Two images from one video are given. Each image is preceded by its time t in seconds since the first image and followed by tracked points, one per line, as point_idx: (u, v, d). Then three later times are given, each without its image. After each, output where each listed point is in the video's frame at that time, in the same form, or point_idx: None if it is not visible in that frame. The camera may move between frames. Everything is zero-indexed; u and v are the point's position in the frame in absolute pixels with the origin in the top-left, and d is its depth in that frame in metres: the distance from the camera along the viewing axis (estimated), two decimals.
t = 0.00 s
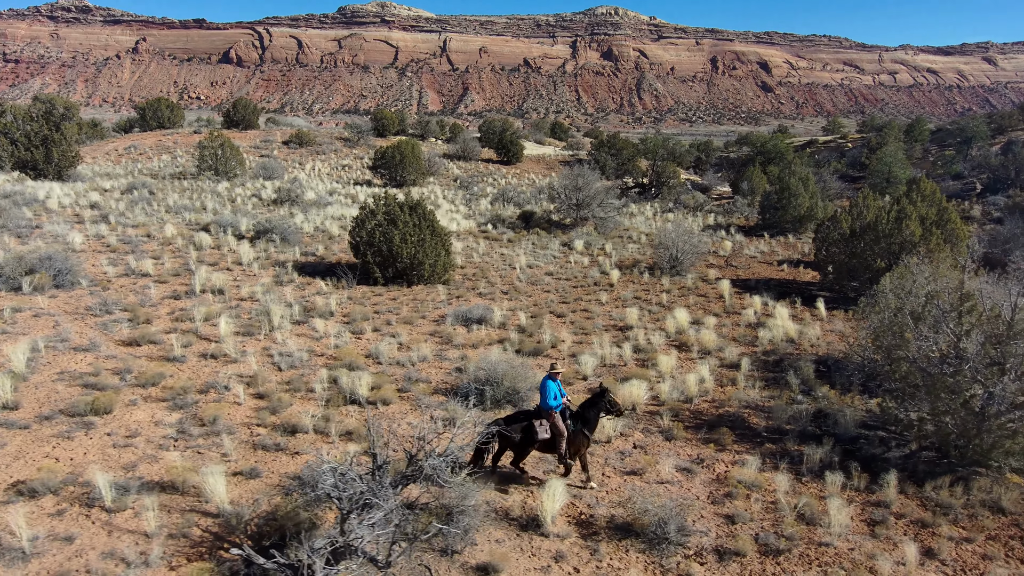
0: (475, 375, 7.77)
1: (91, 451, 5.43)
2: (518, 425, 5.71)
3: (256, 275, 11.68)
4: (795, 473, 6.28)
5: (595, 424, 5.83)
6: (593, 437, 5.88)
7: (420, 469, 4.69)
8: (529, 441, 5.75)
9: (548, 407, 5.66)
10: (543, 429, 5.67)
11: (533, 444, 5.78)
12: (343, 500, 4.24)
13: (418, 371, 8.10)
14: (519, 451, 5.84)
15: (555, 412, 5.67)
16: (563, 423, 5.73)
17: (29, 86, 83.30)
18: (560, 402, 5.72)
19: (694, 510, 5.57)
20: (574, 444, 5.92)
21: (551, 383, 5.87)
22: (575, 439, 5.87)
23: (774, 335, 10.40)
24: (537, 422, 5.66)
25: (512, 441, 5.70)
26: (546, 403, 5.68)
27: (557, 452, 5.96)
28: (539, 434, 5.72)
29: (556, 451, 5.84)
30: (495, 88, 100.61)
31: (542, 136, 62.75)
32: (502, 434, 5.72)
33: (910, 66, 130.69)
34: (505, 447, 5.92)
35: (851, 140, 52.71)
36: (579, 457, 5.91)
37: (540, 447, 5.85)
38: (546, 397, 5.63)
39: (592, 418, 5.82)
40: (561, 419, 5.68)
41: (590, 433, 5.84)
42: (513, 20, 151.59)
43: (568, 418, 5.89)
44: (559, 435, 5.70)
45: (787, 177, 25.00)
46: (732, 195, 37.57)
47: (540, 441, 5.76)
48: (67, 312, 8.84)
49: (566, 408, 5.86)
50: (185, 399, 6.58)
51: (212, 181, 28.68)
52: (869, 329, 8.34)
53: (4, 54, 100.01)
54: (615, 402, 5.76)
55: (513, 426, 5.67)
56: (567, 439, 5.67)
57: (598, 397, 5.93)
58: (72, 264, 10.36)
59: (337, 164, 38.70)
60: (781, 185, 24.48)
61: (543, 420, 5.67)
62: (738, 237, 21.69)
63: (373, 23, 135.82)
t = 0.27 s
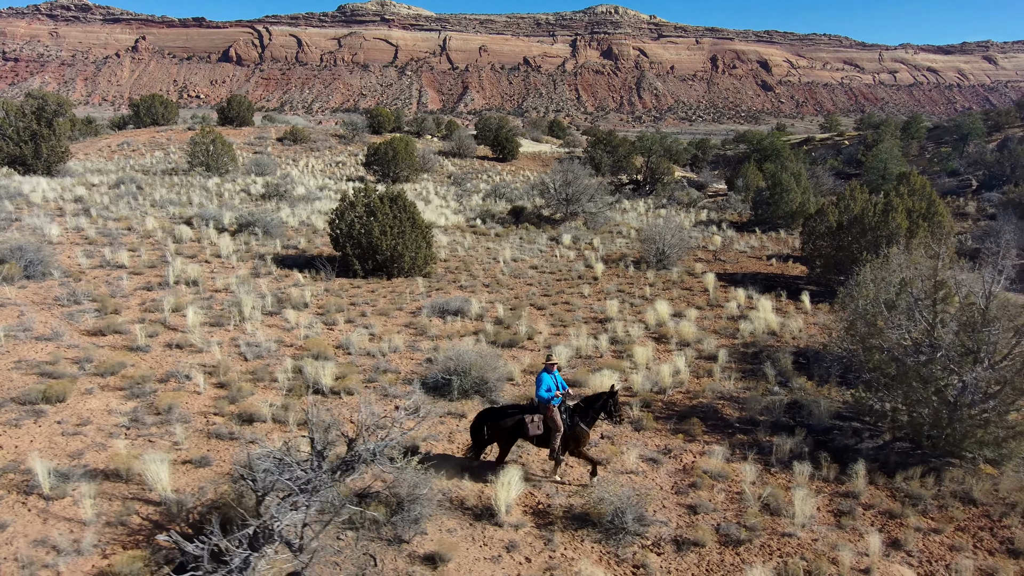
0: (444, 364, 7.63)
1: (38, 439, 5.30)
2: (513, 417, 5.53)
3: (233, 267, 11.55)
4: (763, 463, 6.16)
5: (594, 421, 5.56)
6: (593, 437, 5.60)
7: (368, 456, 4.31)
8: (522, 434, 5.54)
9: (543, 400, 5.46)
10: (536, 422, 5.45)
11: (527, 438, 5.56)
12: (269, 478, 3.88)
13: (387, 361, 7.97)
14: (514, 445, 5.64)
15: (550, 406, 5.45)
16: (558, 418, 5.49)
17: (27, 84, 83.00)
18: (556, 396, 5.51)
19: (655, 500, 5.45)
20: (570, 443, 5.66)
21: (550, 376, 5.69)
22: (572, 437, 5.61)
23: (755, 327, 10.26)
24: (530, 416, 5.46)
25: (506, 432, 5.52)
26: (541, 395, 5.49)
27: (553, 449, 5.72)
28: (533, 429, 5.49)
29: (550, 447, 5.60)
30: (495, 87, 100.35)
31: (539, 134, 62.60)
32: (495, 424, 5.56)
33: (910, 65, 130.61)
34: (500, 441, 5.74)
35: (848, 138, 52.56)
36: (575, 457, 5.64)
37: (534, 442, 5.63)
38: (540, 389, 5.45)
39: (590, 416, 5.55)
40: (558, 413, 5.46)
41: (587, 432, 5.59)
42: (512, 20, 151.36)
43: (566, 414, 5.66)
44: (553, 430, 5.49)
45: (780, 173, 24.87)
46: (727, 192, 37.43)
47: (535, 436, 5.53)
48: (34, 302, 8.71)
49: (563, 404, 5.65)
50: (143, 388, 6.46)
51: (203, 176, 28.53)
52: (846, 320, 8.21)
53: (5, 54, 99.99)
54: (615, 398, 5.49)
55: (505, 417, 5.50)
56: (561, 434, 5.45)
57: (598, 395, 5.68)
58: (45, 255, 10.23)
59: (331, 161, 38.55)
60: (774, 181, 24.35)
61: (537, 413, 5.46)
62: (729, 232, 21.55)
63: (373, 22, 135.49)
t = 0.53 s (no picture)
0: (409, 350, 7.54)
1: None
2: (503, 399, 5.53)
3: (209, 257, 11.47)
4: (723, 447, 6.09)
5: (584, 405, 5.53)
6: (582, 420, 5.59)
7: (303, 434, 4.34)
8: (512, 416, 5.54)
9: (532, 383, 5.44)
10: (525, 405, 5.43)
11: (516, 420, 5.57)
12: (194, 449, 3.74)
13: (354, 348, 7.89)
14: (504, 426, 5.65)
15: (539, 389, 5.43)
16: (548, 402, 5.48)
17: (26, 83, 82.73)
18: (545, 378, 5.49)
19: (609, 483, 5.39)
20: (560, 426, 5.66)
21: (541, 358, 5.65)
22: (562, 419, 5.61)
23: (732, 316, 10.19)
24: (519, 398, 5.45)
25: (495, 413, 5.53)
26: (530, 378, 5.47)
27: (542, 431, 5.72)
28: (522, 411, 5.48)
29: (540, 430, 5.60)
30: (495, 86, 100.12)
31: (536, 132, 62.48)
32: (485, 406, 5.57)
33: (910, 63, 130.38)
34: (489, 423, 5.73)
35: (844, 134, 52.43)
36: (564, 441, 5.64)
37: (524, 424, 5.63)
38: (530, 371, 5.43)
39: (580, 399, 5.53)
40: (547, 396, 5.44)
41: (578, 416, 5.59)
42: (512, 19, 151.13)
43: (556, 397, 5.64)
44: (542, 412, 5.48)
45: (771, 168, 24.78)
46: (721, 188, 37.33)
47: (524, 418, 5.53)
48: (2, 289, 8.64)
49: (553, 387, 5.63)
50: (99, 371, 6.39)
51: (194, 172, 28.44)
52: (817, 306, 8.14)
53: (5, 53, 99.90)
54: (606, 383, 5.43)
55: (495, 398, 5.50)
56: (550, 417, 5.44)
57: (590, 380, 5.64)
58: (17, 244, 10.16)
59: (325, 158, 38.44)
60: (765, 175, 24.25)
61: (526, 396, 5.44)
62: (719, 227, 21.47)
63: (373, 21, 135.26)
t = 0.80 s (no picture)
0: (372, 332, 7.51)
1: None
2: (488, 382, 5.44)
3: (186, 245, 11.46)
4: (678, 424, 6.09)
5: (568, 395, 5.28)
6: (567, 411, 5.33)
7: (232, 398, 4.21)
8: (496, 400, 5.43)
9: (516, 368, 5.28)
10: (508, 390, 5.32)
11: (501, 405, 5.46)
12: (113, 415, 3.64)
13: (318, 330, 7.89)
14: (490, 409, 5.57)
15: (522, 375, 5.25)
16: (530, 388, 5.30)
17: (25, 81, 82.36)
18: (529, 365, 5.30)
19: (557, 458, 5.40)
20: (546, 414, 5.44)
21: (531, 344, 5.47)
22: (547, 408, 5.39)
23: (705, 303, 10.19)
24: (502, 381, 5.34)
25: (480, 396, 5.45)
26: (514, 363, 5.32)
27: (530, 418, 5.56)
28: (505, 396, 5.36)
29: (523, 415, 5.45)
30: (495, 86, 99.88)
31: (533, 130, 62.44)
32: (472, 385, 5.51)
33: (910, 63, 130.18)
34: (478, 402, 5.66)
35: (840, 131, 52.37)
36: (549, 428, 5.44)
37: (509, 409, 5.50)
38: (515, 355, 5.27)
39: (564, 389, 5.28)
40: (529, 383, 5.26)
41: (563, 407, 5.32)
42: (512, 19, 150.95)
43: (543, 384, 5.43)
44: (525, 399, 5.33)
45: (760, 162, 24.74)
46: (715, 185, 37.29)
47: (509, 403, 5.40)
48: None
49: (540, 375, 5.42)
50: (56, 350, 6.39)
51: (185, 167, 28.39)
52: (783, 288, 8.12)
53: (5, 52, 99.64)
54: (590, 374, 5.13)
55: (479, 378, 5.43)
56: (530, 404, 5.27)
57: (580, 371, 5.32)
58: None
59: (318, 154, 38.39)
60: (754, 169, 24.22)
61: (509, 381, 5.31)
62: (706, 220, 21.45)
63: (373, 20, 135.25)
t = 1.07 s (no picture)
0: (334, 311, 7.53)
1: None
2: (471, 358, 5.52)
3: (162, 232, 11.50)
4: (629, 400, 6.12)
5: (551, 376, 5.35)
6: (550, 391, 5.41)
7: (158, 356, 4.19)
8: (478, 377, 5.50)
9: (500, 347, 5.34)
10: (489, 367, 5.40)
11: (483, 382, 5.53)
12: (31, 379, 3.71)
13: (283, 311, 7.93)
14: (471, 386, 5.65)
15: (506, 353, 5.33)
16: (513, 367, 5.38)
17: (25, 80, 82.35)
18: (513, 345, 5.36)
19: (502, 431, 5.42)
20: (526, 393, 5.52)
21: (517, 323, 5.53)
22: (528, 387, 5.47)
23: (676, 288, 10.21)
24: (484, 358, 5.42)
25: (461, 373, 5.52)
26: (498, 340, 5.37)
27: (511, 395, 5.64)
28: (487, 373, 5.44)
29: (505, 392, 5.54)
30: (495, 86, 99.82)
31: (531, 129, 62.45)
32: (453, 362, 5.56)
33: (911, 62, 129.95)
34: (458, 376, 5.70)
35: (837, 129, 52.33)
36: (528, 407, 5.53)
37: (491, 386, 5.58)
38: (499, 334, 5.34)
39: (547, 371, 5.36)
40: (511, 361, 5.32)
41: (545, 388, 5.40)
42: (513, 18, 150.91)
43: (526, 363, 5.50)
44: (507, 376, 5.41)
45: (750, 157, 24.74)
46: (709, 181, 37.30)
47: (490, 379, 5.49)
48: None
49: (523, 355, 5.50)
50: (13, 327, 6.42)
51: (177, 162, 28.43)
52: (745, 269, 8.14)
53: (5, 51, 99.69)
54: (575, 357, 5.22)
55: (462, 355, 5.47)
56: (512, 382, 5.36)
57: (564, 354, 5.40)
58: None
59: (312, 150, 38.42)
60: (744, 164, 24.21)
61: (491, 358, 5.38)
62: (694, 214, 21.47)
63: (373, 19, 135.19)
